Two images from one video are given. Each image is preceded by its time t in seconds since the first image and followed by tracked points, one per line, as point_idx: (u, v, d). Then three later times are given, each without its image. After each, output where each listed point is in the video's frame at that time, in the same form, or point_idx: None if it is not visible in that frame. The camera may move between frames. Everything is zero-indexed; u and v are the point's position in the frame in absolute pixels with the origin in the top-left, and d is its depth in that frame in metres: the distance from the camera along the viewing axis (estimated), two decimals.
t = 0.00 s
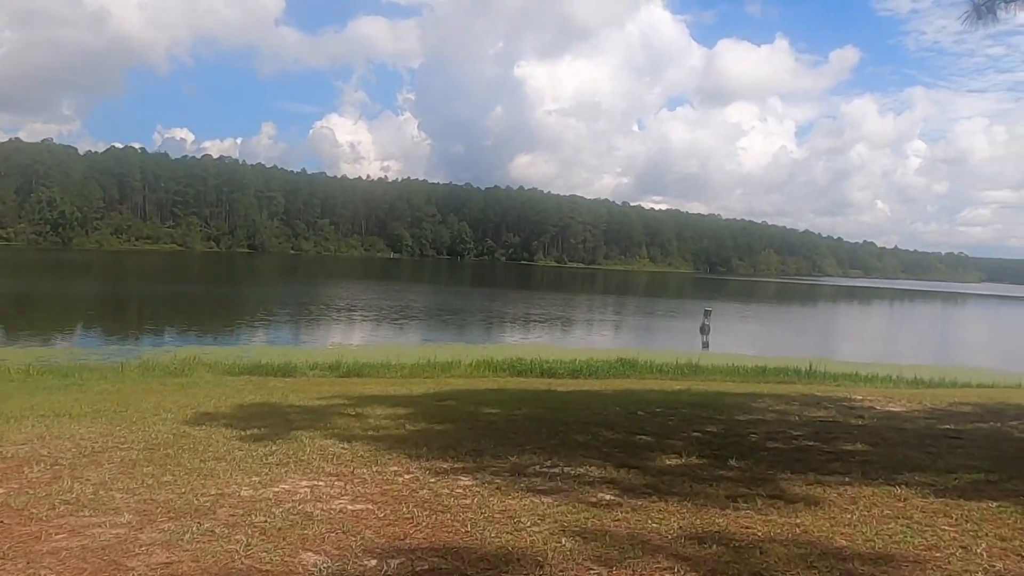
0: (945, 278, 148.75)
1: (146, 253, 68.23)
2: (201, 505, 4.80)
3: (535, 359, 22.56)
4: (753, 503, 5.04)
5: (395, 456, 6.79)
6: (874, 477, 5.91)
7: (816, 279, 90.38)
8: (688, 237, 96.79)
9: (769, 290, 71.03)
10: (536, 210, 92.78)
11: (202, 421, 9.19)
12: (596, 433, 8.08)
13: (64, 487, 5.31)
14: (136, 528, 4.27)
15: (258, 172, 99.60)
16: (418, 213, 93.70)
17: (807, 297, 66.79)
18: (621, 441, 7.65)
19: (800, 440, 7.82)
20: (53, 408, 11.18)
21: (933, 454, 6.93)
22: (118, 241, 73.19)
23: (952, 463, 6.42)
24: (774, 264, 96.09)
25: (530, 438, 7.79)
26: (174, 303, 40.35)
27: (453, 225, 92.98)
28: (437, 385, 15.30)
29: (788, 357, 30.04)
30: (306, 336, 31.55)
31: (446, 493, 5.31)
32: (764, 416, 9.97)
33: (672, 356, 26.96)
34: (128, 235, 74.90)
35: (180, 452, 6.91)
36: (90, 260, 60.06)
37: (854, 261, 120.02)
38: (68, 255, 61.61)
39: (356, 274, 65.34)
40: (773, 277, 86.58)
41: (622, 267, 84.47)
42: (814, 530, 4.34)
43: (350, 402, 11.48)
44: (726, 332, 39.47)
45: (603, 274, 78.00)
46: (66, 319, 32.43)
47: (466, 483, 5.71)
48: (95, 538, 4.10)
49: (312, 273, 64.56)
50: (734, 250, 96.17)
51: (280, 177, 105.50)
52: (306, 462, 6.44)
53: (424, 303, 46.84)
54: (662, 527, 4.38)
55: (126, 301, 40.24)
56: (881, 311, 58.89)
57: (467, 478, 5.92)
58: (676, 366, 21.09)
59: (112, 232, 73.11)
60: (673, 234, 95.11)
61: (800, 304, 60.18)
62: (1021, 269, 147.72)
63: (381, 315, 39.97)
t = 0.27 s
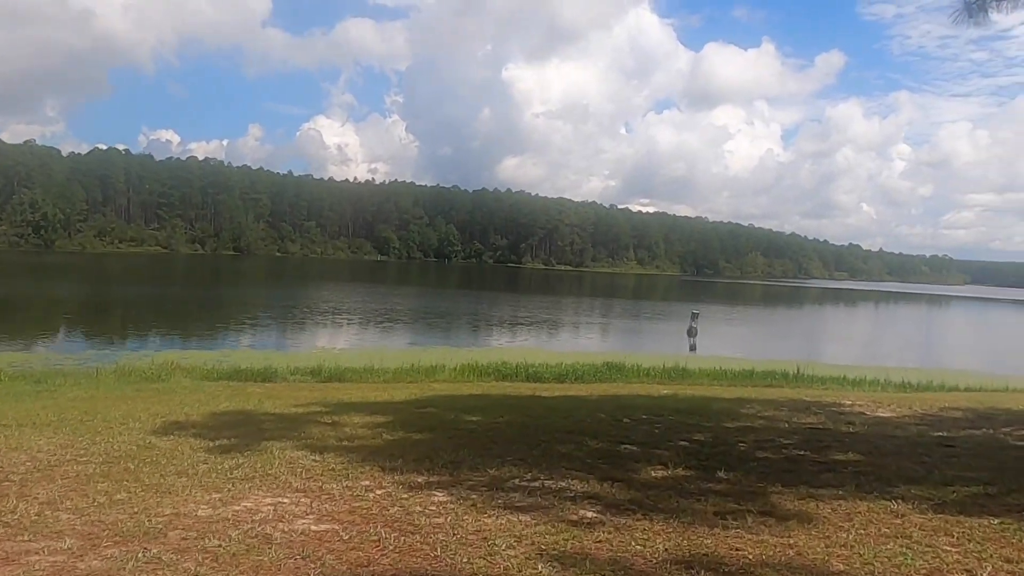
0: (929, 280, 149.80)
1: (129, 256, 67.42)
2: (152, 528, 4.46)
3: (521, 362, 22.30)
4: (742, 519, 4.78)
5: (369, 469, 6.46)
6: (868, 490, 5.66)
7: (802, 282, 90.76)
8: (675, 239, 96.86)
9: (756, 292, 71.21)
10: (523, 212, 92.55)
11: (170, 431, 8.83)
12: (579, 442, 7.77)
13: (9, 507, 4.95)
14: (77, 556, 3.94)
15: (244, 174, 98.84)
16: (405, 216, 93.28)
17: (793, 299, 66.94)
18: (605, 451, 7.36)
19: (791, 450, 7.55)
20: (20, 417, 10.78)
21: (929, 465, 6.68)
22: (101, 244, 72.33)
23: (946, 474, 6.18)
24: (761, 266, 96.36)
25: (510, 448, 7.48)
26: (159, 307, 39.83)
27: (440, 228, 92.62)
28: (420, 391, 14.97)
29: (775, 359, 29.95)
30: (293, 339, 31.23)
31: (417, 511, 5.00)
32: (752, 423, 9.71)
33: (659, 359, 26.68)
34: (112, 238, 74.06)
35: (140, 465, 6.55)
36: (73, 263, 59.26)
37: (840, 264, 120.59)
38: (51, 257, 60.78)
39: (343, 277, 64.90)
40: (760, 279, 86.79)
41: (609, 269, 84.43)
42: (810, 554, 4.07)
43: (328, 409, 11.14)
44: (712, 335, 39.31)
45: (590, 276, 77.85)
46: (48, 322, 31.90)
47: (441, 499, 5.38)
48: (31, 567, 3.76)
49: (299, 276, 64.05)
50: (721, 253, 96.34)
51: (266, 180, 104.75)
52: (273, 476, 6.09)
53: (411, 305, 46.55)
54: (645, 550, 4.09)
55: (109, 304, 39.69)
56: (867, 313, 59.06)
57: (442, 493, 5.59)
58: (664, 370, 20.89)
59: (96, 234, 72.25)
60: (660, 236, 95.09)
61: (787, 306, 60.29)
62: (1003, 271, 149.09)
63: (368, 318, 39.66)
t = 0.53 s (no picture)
0: (913, 281, 150.96)
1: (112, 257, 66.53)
2: (99, 544, 4.15)
3: (507, 364, 22.00)
4: (730, 529, 4.53)
5: (340, 476, 6.15)
6: (860, 497, 5.43)
7: (788, 283, 91.09)
8: (661, 241, 96.88)
9: (742, 294, 71.33)
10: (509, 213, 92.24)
11: (137, 437, 8.46)
12: (561, 447, 7.50)
13: None
14: None
15: (228, 175, 97.92)
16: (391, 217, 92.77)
17: (779, 300, 67.10)
18: (588, 456, 7.08)
19: (779, 454, 7.32)
20: None
21: (922, 469, 6.46)
22: (83, 245, 71.35)
23: (939, 479, 5.97)
24: (746, 268, 96.63)
25: (490, 454, 7.20)
26: (141, 308, 39.19)
27: (427, 229, 92.17)
28: (402, 393, 14.64)
29: (761, 360, 29.81)
30: (279, 341, 30.77)
31: (386, 522, 4.70)
32: (740, 425, 9.47)
33: (645, 360, 26.39)
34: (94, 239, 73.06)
35: (97, 474, 6.19)
36: (54, 264, 58.36)
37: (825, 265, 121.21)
38: (31, 259, 59.84)
39: (329, 279, 64.34)
40: (746, 280, 86.99)
41: (595, 271, 84.33)
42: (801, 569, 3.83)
43: (305, 413, 10.79)
44: (698, 335, 39.11)
45: (577, 278, 77.70)
46: (28, 324, 31.25)
47: (414, 509, 5.08)
48: None
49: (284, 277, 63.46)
50: (707, 254, 96.52)
51: (251, 180, 103.86)
52: (238, 484, 5.77)
53: (397, 307, 46.14)
54: (627, 564, 3.84)
55: (90, 305, 38.99)
56: (852, 314, 59.24)
57: (414, 502, 5.29)
58: (650, 371, 20.65)
59: (77, 235, 71.26)
60: (646, 237, 95.06)
61: (772, 307, 60.37)
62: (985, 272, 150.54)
63: (354, 319, 39.24)
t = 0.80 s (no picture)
0: (897, 280, 152.06)
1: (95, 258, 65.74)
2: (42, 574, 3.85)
3: (492, 366, 21.79)
4: (721, 549, 4.28)
5: (312, 490, 5.85)
6: (856, 511, 5.20)
7: (773, 283, 91.51)
8: (648, 241, 96.91)
9: (728, 294, 71.53)
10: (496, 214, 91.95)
11: (104, 447, 8.10)
12: (545, 456, 7.22)
13: None
14: None
15: (213, 176, 97.11)
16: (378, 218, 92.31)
17: (765, 300, 67.32)
18: (572, 466, 6.82)
19: (770, 462, 7.07)
20: None
21: (917, 479, 6.24)
22: (66, 246, 70.49)
23: (937, 490, 5.74)
24: (733, 268, 96.93)
25: (470, 464, 6.90)
26: (127, 310, 38.74)
27: (414, 230, 91.84)
28: (385, 397, 14.36)
29: (746, 361, 29.85)
30: (267, 342, 30.53)
31: (357, 543, 4.43)
32: (728, 431, 9.24)
33: (632, 361, 26.28)
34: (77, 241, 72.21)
35: (53, 490, 5.84)
36: (36, 265, 57.59)
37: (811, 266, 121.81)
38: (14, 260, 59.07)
39: (315, 280, 64.01)
40: (732, 281, 87.22)
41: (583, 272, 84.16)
42: None
43: (281, 420, 10.46)
44: (684, 336, 39.08)
45: (564, 278, 77.54)
46: (9, 326, 30.80)
47: (387, 528, 4.80)
48: None
49: (270, 278, 63.06)
50: (694, 254, 96.71)
51: (236, 181, 103.00)
52: (202, 501, 5.46)
53: (385, 308, 45.90)
54: None
55: (75, 307, 38.58)
56: (838, 315, 59.51)
57: (388, 519, 5.01)
58: (636, 373, 20.54)
59: (60, 237, 70.39)
60: (633, 238, 95.05)
61: (758, 308, 60.54)
62: (968, 272, 151.87)
63: (342, 321, 39.01)
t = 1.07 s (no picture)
0: (882, 278, 152.93)
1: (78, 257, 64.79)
2: None
3: (479, 365, 21.38)
4: (714, 558, 4.04)
5: (284, 495, 5.56)
6: (853, 514, 4.97)
7: (761, 281, 91.60)
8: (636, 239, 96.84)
9: (716, 292, 71.47)
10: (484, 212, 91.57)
11: (71, 451, 7.73)
12: (530, 457, 6.95)
13: None
14: None
15: (198, 174, 96.07)
16: (366, 216, 91.67)
17: (753, 299, 67.31)
18: (558, 468, 6.55)
19: (763, 462, 6.84)
20: None
21: (914, 480, 6.02)
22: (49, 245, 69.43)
23: (935, 491, 5.52)
24: (721, 266, 97.02)
25: (452, 466, 6.62)
26: (110, 309, 37.99)
27: (402, 228, 91.29)
28: (368, 397, 13.99)
29: (736, 359, 29.54)
30: (253, 342, 29.94)
31: (328, 555, 4.15)
32: (718, 430, 9.00)
33: (621, 359, 25.91)
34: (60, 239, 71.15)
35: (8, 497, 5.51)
36: (18, 264, 56.59)
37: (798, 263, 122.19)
38: None
39: (302, 279, 63.38)
40: (720, 279, 87.26)
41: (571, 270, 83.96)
42: None
43: (259, 421, 10.13)
44: (673, 334, 38.77)
45: (553, 277, 77.28)
46: None
47: (360, 536, 4.53)
48: None
49: (257, 277, 62.39)
50: (682, 252, 96.72)
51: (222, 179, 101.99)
52: (166, 508, 5.15)
53: (373, 306, 45.33)
54: None
55: (57, 306, 37.77)
56: (825, 312, 59.51)
57: (362, 527, 4.73)
58: (625, 371, 20.20)
59: (43, 235, 69.33)
60: (621, 236, 94.95)
61: (746, 305, 60.44)
62: (952, 269, 152.98)
63: (330, 320, 38.41)
